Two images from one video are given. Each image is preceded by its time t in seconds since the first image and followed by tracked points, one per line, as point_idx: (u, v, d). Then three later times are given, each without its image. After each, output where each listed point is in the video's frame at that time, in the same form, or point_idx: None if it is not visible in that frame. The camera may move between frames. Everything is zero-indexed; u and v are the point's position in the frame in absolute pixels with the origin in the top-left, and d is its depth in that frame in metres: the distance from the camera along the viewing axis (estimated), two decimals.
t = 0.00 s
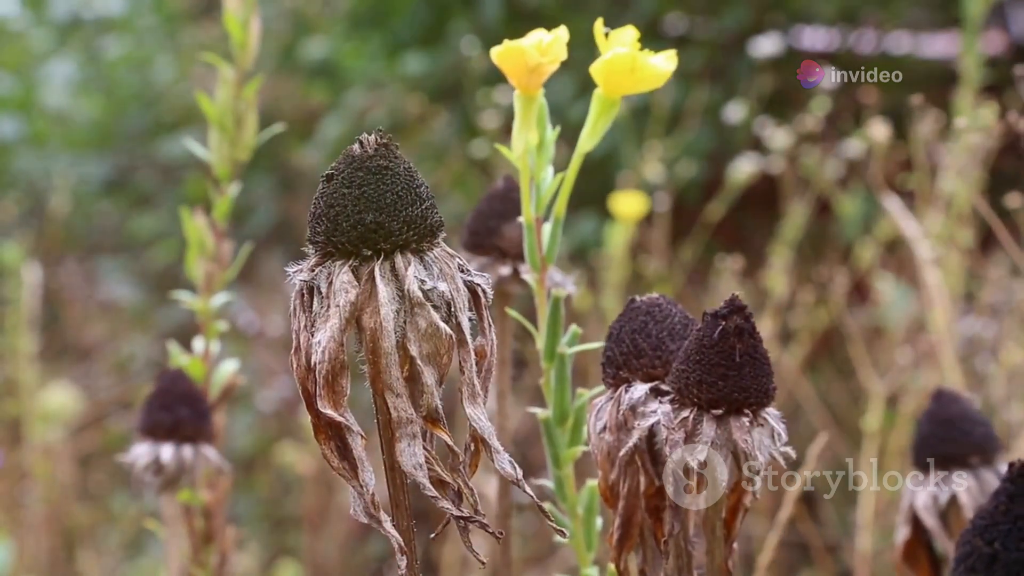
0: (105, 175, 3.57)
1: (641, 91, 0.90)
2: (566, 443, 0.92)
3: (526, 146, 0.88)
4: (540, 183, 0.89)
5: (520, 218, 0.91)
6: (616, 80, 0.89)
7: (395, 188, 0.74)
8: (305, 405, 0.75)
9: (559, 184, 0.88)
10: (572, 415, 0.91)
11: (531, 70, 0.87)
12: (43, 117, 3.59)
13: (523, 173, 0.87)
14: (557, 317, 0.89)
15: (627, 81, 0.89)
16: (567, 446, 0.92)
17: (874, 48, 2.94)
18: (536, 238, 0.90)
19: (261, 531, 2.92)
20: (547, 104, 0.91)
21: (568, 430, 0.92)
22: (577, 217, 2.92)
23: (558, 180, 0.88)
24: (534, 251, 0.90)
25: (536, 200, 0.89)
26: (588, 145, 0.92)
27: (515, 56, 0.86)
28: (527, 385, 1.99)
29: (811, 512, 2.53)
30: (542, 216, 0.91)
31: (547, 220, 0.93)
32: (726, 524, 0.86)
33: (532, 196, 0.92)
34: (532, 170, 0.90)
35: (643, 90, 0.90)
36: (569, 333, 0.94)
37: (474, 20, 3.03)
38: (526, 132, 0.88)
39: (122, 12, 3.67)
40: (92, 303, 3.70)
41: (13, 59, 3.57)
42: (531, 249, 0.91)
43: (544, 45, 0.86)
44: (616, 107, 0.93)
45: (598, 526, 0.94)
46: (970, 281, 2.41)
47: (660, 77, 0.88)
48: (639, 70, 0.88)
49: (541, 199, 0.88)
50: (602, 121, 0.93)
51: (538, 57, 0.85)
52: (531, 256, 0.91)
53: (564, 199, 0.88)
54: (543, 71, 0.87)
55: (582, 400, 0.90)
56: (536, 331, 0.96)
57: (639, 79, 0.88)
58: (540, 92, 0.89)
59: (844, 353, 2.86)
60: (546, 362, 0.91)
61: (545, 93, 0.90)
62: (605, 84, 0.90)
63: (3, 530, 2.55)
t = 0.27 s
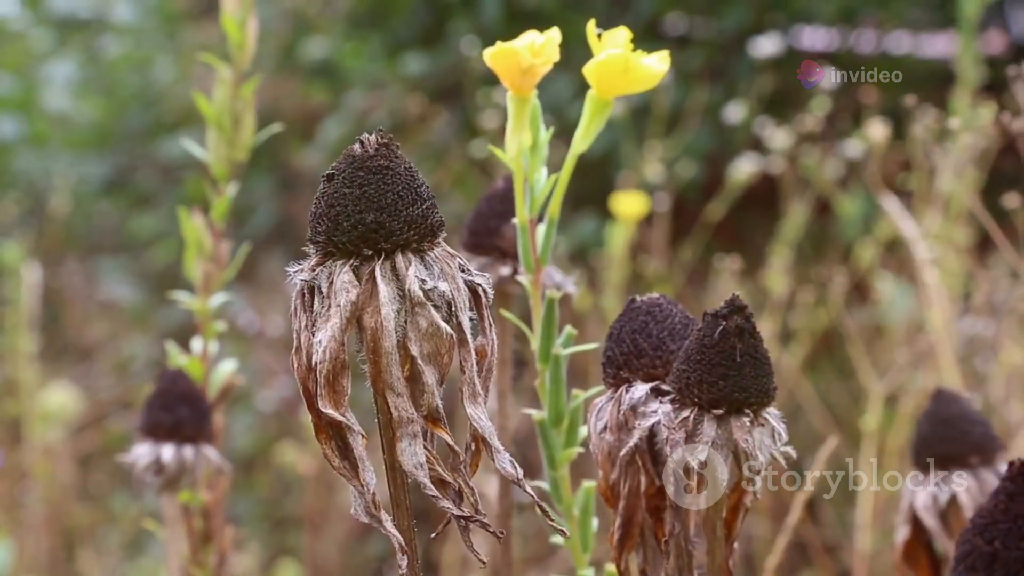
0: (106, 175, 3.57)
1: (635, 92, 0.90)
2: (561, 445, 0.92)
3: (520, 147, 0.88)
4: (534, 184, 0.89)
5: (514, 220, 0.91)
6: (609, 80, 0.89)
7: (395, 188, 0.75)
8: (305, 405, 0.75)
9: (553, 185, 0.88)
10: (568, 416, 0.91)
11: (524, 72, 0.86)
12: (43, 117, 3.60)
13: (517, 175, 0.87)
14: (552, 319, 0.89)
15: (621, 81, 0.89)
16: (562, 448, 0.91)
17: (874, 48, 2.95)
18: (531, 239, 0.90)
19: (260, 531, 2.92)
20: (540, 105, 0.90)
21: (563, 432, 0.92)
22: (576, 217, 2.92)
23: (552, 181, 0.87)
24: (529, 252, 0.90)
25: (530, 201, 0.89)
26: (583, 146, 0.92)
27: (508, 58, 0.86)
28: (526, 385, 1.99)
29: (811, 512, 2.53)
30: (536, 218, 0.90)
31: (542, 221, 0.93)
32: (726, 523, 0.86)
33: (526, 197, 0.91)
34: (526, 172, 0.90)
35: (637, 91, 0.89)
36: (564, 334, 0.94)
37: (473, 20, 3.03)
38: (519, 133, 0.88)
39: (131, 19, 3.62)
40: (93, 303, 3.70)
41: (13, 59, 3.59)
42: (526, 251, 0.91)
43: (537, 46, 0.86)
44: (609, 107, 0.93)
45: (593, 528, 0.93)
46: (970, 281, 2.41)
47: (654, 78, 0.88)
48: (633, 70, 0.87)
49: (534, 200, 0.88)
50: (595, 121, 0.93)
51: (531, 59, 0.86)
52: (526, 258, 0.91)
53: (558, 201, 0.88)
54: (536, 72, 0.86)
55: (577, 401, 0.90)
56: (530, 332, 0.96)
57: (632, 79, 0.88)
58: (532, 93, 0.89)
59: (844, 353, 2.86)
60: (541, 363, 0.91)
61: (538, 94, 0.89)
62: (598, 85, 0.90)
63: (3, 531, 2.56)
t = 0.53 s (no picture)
0: (106, 174, 3.62)
1: (639, 91, 0.90)
2: (564, 444, 0.92)
3: (524, 147, 0.88)
4: (538, 184, 0.89)
5: (518, 219, 0.91)
6: (613, 80, 0.89)
7: (396, 188, 0.75)
8: (306, 405, 0.75)
9: (557, 185, 0.88)
10: (571, 415, 0.91)
11: (528, 71, 0.87)
12: (43, 117, 3.55)
13: (521, 174, 0.87)
14: (555, 318, 0.90)
15: (625, 81, 0.89)
16: (564, 447, 0.92)
17: (874, 48, 2.99)
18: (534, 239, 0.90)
19: (260, 531, 2.92)
20: (544, 104, 0.90)
21: (566, 431, 0.92)
22: (577, 217, 2.92)
23: (556, 181, 0.88)
24: (532, 252, 0.90)
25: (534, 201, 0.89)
26: (586, 146, 0.92)
27: (513, 57, 0.86)
28: (527, 385, 1.99)
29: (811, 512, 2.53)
30: (539, 217, 0.91)
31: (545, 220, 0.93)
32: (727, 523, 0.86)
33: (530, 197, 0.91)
34: (530, 171, 0.90)
35: (640, 91, 0.89)
36: (568, 333, 0.94)
37: (474, 20, 3.03)
38: (524, 133, 0.88)
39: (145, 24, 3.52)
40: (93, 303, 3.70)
41: (14, 60, 3.53)
42: (529, 250, 0.91)
43: (542, 45, 0.86)
44: (613, 106, 0.93)
45: (597, 527, 0.93)
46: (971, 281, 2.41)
47: (658, 77, 0.88)
48: (637, 70, 0.88)
49: (539, 200, 0.88)
50: (600, 121, 0.93)
51: (536, 58, 0.86)
52: (529, 257, 0.91)
53: (562, 200, 0.88)
54: (541, 71, 0.87)
55: (580, 401, 0.90)
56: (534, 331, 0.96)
57: (636, 79, 0.88)
58: (538, 93, 0.89)
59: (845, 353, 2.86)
60: (545, 362, 0.91)
61: (542, 93, 0.89)
62: (602, 84, 0.90)
63: (4, 531, 2.56)
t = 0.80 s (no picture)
0: (106, 174, 3.61)
1: (634, 91, 0.90)
2: (561, 444, 0.92)
3: (519, 147, 0.88)
4: (533, 185, 0.89)
5: (513, 220, 0.91)
6: (608, 80, 0.89)
7: (395, 188, 0.75)
8: (306, 405, 0.75)
9: (552, 185, 0.89)
10: (567, 416, 0.91)
11: (523, 72, 0.87)
12: (43, 117, 3.60)
13: (516, 175, 0.87)
14: (551, 318, 0.90)
15: (620, 81, 0.89)
16: (561, 447, 0.92)
17: (874, 48, 3.08)
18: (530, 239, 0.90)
19: (260, 531, 2.92)
20: (539, 104, 0.90)
21: (563, 431, 0.92)
22: (577, 217, 2.92)
23: (551, 181, 0.88)
24: (528, 252, 0.91)
25: (530, 201, 0.89)
26: (582, 146, 0.92)
27: (507, 58, 0.86)
28: (527, 385, 1.98)
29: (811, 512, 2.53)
30: (535, 217, 0.91)
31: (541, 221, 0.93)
32: (726, 523, 0.86)
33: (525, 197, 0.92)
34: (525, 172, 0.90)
35: (635, 92, 0.90)
36: (564, 334, 0.94)
37: (474, 20, 3.03)
38: (518, 133, 0.88)
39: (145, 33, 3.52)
40: (93, 304, 3.68)
41: (14, 60, 3.57)
42: (525, 250, 0.91)
43: (536, 46, 0.86)
44: (608, 107, 0.93)
45: (593, 528, 0.93)
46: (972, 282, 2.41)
47: (652, 78, 0.88)
48: (631, 71, 0.88)
49: (534, 200, 0.89)
50: (595, 121, 0.93)
51: (530, 59, 0.86)
52: (524, 257, 0.91)
53: (557, 201, 0.88)
54: (535, 72, 0.86)
55: (576, 402, 0.90)
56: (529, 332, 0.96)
57: (630, 79, 0.88)
58: (532, 93, 0.89)
59: (845, 353, 2.86)
60: (540, 363, 0.91)
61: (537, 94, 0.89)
62: (597, 85, 0.90)
63: (4, 530, 2.56)
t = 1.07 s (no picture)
0: (106, 174, 3.60)
1: (633, 91, 0.90)
2: (561, 444, 0.92)
3: (518, 147, 0.88)
4: (532, 185, 0.89)
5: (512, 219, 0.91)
6: (608, 80, 0.89)
7: (396, 188, 0.75)
8: (305, 405, 0.75)
9: (551, 185, 0.88)
10: (567, 416, 0.91)
11: (522, 72, 0.86)
12: (43, 117, 3.59)
13: (515, 175, 0.87)
14: (550, 318, 0.89)
15: (618, 81, 0.89)
16: (561, 447, 0.91)
17: (874, 48, 3.14)
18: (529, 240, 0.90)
19: (260, 531, 2.92)
20: (538, 104, 0.90)
21: (562, 431, 0.92)
22: (577, 217, 2.92)
23: (550, 181, 0.88)
24: (527, 252, 0.90)
25: (529, 201, 0.89)
26: (581, 146, 0.92)
27: (506, 58, 0.86)
28: (527, 385, 1.98)
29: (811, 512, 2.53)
30: (534, 217, 0.90)
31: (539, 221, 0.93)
32: (727, 523, 0.86)
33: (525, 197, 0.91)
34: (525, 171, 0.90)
35: (634, 91, 0.89)
36: (563, 333, 0.94)
37: (473, 19, 3.03)
38: (517, 133, 0.88)
39: (143, 42, 3.55)
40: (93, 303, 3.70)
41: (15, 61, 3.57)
42: (524, 251, 0.91)
43: (535, 46, 0.86)
44: (607, 106, 0.93)
45: (593, 528, 0.93)
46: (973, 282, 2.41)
47: (652, 77, 0.88)
48: (630, 70, 0.87)
49: (533, 200, 0.88)
50: (593, 121, 0.93)
51: (529, 59, 0.85)
52: (523, 257, 0.91)
53: (556, 201, 0.88)
54: (534, 72, 0.86)
55: (576, 401, 0.90)
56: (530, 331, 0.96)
57: (630, 79, 0.88)
58: (531, 93, 0.89)
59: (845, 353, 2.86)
60: (540, 362, 0.91)
61: (536, 94, 0.89)
62: (596, 85, 0.90)
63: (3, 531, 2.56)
